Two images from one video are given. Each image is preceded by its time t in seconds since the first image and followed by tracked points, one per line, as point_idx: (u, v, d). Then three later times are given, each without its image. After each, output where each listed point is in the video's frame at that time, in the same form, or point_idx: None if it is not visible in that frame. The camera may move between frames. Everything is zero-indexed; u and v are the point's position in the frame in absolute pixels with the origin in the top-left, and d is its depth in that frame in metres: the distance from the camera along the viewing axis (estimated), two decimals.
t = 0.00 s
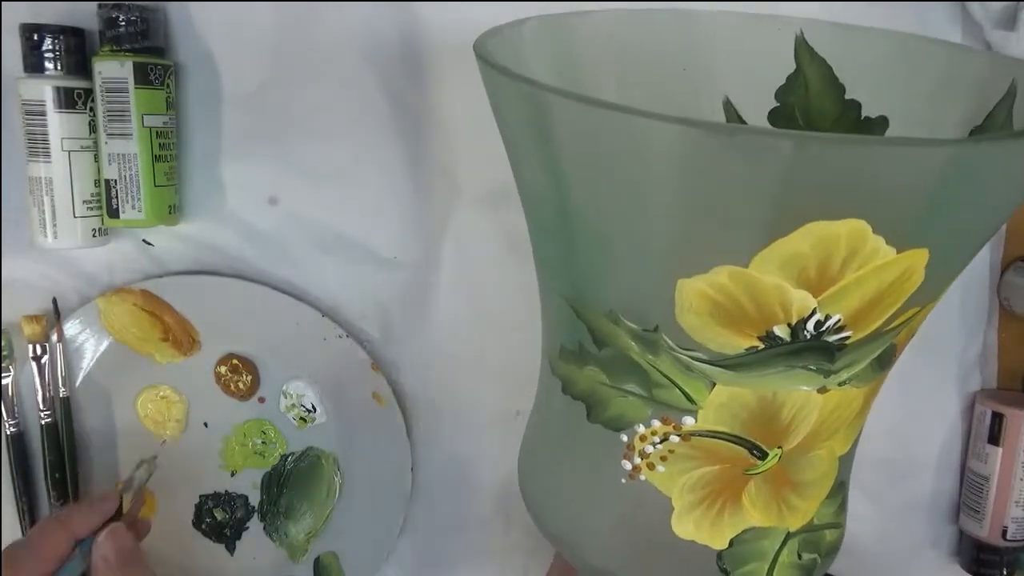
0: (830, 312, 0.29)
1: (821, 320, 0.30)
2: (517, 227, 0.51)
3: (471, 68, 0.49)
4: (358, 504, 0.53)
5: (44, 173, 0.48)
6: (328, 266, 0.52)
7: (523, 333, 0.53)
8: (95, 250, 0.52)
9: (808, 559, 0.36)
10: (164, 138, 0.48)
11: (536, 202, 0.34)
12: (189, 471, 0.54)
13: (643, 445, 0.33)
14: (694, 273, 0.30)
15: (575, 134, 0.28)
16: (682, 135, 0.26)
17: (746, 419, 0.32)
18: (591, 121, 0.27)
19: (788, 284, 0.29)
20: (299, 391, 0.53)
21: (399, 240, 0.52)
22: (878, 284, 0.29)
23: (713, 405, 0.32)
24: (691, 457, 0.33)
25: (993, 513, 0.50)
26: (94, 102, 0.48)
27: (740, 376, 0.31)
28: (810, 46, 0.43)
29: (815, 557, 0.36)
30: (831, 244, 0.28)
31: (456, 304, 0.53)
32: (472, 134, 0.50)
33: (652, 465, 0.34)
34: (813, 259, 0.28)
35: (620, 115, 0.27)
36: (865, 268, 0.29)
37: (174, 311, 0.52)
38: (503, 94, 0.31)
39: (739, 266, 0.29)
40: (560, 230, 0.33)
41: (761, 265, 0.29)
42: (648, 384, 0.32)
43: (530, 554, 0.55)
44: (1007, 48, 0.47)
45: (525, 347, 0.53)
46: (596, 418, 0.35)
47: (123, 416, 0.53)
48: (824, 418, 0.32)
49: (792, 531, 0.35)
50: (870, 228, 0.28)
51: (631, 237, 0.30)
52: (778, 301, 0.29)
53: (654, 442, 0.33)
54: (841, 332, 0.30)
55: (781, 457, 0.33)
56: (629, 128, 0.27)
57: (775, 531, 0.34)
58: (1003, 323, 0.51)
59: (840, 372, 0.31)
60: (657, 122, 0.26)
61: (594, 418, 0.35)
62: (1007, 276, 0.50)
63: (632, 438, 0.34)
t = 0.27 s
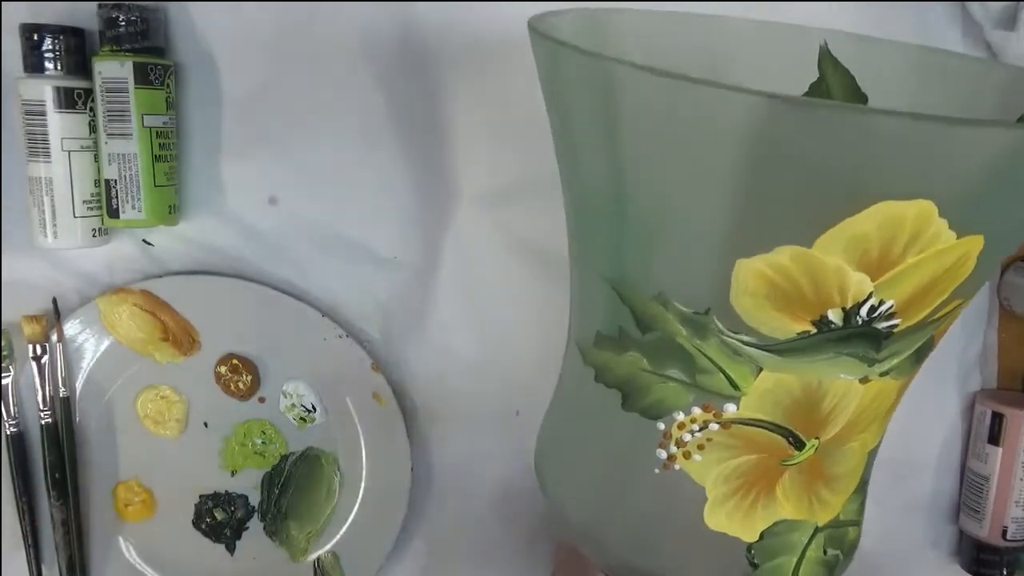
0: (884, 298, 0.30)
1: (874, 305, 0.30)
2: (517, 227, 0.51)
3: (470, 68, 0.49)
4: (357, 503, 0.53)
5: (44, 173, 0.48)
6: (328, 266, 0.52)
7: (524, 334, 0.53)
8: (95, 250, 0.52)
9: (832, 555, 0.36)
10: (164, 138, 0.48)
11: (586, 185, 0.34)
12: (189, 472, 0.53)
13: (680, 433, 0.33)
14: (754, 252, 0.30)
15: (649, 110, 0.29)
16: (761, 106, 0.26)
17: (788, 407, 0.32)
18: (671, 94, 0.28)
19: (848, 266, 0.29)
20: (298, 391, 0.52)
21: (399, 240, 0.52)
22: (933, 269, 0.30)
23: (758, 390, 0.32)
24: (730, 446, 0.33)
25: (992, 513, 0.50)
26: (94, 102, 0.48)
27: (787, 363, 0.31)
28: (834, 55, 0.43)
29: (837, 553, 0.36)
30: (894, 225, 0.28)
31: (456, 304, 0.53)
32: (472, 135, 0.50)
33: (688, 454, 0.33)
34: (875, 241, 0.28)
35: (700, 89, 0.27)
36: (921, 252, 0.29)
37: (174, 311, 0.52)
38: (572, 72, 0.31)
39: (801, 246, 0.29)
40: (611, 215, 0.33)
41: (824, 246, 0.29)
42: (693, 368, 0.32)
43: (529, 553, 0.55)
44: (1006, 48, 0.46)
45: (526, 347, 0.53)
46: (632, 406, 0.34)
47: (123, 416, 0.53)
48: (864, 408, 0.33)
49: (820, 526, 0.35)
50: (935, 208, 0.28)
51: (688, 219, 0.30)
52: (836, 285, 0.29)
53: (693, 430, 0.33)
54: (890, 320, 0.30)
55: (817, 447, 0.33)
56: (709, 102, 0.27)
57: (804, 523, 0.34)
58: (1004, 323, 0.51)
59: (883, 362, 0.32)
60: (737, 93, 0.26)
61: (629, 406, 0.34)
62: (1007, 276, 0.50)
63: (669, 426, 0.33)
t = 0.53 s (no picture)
0: (909, 259, 0.31)
1: (900, 266, 0.31)
2: (517, 226, 0.51)
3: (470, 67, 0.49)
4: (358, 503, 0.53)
5: (44, 173, 0.48)
6: (328, 265, 0.52)
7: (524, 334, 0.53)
8: (95, 250, 0.52)
9: (846, 524, 0.38)
10: (164, 138, 0.48)
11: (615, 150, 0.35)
12: (189, 471, 0.53)
13: (701, 399, 0.35)
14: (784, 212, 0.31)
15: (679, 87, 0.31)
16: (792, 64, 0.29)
17: (810, 371, 0.33)
18: (704, 58, 0.30)
19: (878, 225, 0.30)
20: (298, 391, 0.52)
21: (400, 240, 0.52)
22: (960, 228, 0.31)
23: (782, 354, 0.33)
24: (749, 411, 0.34)
25: (993, 513, 0.50)
26: (94, 102, 0.48)
27: (812, 325, 0.32)
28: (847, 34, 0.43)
29: (851, 521, 0.39)
30: (924, 182, 0.30)
31: (456, 304, 0.53)
32: (473, 135, 0.50)
33: (708, 421, 0.35)
34: (907, 200, 0.30)
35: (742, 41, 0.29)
36: (950, 212, 0.31)
37: (175, 311, 0.52)
38: (603, 51, 0.33)
39: (832, 205, 0.30)
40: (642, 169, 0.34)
41: (855, 204, 0.30)
42: (716, 333, 0.34)
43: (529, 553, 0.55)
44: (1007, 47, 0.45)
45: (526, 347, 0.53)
46: (655, 371, 0.36)
47: (123, 416, 0.53)
48: (884, 373, 0.34)
49: (837, 492, 0.37)
50: (966, 164, 0.30)
51: (725, 177, 0.32)
52: (865, 245, 0.30)
53: (714, 396, 0.34)
54: (915, 281, 0.32)
55: (837, 414, 0.34)
56: (745, 63, 0.29)
57: (822, 490, 0.36)
58: (1003, 323, 0.51)
59: (904, 326, 0.33)
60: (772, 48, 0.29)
61: (652, 372, 0.36)
62: (1007, 275, 0.50)
63: (691, 392, 0.35)
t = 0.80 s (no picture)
0: (927, 241, 0.34)
1: (918, 249, 0.34)
2: (517, 226, 0.51)
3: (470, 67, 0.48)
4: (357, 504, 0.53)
5: (44, 173, 0.48)
6: (328, 266, 0.52)
7: (523, 335, 0.53)
8: (94, 250, 0.52)
9: (853, 510, 0.43)
10: (165, 138, 0.48)
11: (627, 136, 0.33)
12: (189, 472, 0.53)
13: (714, 383, 0.37)
14: (806, 193, 0.34)
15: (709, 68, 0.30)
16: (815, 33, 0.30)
17: (825, 355, 0.36)
18: (729, 41, 0.29)
19: (897, 207, 0.33)
20: (299, 391, 0.52)
21: (400, 240, 0.52)
22: (979, 211, 0.34)
23: (798, 336, 0.36)
24: (763, 393, 0.37)
25: (992, 513, 0.50)
26: (94, 102, 0.48)
27: (828, 307, 0.35)
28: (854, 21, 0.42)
29: (859, 508, 0.44)
30: (942, 164, 0.33)
31: (456, 303, 0.53)
32: (473, 135, 0.50)
33: (721, 404, 0.37)
34: (926, 181, 0.33)
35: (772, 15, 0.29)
36: (968, 195, 0.34)
37: (175, 311, 0.52)
38: (624, 45, 0.29)
39: (852, 184, 0.33)
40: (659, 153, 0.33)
41: (875, 187, 0.33)
42: (731, 316, 0.36)
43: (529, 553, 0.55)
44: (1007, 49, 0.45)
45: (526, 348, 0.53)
46: (666, 355, 0.37)
47: (122, 416, 0.53)
48: (896, 356, 0.37)
49: (846, 480, 0.41)
50: (990, 145, 0.33)
51: (742, 150, 0.33)
52: (884, 226, 0.33)
53: (726, 379, 0.37)
54: (932, 265, 0.35)
55: (850, 399, 0.38)
56: (776, 36, 0.30)
57: (834, 477, 0.40)
58: (1003, 323, 0.51)
59: (919, 309, 0.36)
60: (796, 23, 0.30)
61: (663, 355, 0.37)
62: (1007, 276, 0.50)
63: (704, 375, 0.37)
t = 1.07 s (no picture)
0: (918, 231, 0.35)
1: (909, 238, 0.35)
2: (516, 226, 0.51)
3: (470, 67, 0.48)
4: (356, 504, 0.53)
5: (44, 173, 0.48)
6: (328, 266, 0.53)
7: (524, 335, 0.53)
8: (94, 250, 0.52)
9: (849, 502, 0.45)
10: (164, 138, 0.48)
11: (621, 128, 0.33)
12: (189, 472, 0.53)
13: (708, 374, 0.38)
14: (795, 184, 0.34)
15: (700, 60, 0.30)
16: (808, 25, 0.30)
17: (818, 347, 0.37)
18: (722, 28, 0.29)
19: (887, 197, 0.34)
20: (299, 391, 0.52)
21: (400, 240, 0.52)
22: (968, 200, 0.35)
23: (789, 328, 0.36)
24: (757, 384, 0.38)
25: (993, 513, 0.50)
26: (94, 102, 0.48)
27: (820, 298, 0.36)
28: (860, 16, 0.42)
29: (854, 500, 0.45)
30: (932, 153, 0.33)
31: (456, 303, 0.53)
32: (473, 135, 0.50)
33: (714, 395, 0.38)
34: (915, 170, 0.34)
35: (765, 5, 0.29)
36: (957, 183, 0.34)
37: (174, 311, 0.52)
38: (615, 31, 0.30)
39: (843, 175, 0.34)
40: (651, 145, 0.33)
41: (864, 178, 0.34)
42: (725, 309, 0.36)
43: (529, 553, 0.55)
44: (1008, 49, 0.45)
45: (526, 348, 0.53)
46: (660, 347, 0.38)
47: (123, 416, 0.53)
48: (887, 346, 0.38)
49: (841, 471, 0.42)
50: (977, 133, 0.34)
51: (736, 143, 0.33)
52: (874, 216, 0.34)
53: (720, 370, 0.38)
54: (922, 255, 0.36)
55: (842, 390, 0.38)
56: (768, 25, 0.30)
57: (828, 469, 0.41)
58: (1003, 322, 0.51)
59: (910, 300, 0.37)
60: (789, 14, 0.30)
61: (657, 347, 0.38)
62: (1007, 275, 0.50)
63: (699, 366, 0.38)
